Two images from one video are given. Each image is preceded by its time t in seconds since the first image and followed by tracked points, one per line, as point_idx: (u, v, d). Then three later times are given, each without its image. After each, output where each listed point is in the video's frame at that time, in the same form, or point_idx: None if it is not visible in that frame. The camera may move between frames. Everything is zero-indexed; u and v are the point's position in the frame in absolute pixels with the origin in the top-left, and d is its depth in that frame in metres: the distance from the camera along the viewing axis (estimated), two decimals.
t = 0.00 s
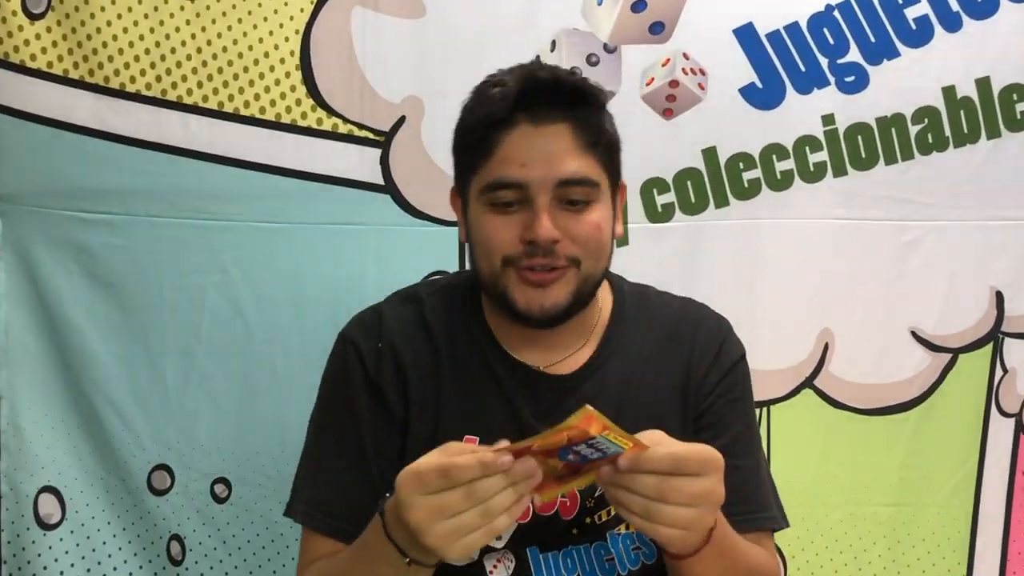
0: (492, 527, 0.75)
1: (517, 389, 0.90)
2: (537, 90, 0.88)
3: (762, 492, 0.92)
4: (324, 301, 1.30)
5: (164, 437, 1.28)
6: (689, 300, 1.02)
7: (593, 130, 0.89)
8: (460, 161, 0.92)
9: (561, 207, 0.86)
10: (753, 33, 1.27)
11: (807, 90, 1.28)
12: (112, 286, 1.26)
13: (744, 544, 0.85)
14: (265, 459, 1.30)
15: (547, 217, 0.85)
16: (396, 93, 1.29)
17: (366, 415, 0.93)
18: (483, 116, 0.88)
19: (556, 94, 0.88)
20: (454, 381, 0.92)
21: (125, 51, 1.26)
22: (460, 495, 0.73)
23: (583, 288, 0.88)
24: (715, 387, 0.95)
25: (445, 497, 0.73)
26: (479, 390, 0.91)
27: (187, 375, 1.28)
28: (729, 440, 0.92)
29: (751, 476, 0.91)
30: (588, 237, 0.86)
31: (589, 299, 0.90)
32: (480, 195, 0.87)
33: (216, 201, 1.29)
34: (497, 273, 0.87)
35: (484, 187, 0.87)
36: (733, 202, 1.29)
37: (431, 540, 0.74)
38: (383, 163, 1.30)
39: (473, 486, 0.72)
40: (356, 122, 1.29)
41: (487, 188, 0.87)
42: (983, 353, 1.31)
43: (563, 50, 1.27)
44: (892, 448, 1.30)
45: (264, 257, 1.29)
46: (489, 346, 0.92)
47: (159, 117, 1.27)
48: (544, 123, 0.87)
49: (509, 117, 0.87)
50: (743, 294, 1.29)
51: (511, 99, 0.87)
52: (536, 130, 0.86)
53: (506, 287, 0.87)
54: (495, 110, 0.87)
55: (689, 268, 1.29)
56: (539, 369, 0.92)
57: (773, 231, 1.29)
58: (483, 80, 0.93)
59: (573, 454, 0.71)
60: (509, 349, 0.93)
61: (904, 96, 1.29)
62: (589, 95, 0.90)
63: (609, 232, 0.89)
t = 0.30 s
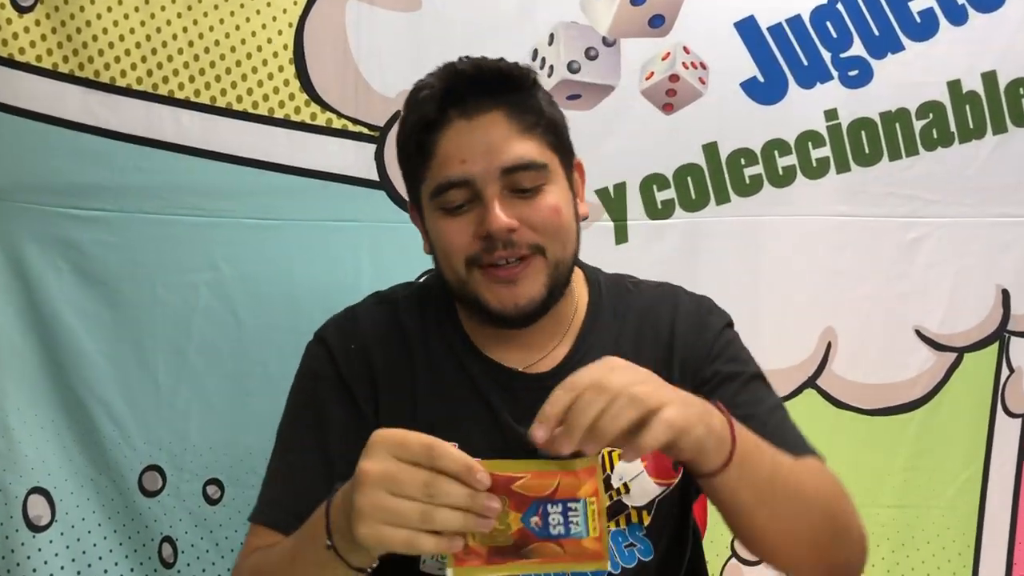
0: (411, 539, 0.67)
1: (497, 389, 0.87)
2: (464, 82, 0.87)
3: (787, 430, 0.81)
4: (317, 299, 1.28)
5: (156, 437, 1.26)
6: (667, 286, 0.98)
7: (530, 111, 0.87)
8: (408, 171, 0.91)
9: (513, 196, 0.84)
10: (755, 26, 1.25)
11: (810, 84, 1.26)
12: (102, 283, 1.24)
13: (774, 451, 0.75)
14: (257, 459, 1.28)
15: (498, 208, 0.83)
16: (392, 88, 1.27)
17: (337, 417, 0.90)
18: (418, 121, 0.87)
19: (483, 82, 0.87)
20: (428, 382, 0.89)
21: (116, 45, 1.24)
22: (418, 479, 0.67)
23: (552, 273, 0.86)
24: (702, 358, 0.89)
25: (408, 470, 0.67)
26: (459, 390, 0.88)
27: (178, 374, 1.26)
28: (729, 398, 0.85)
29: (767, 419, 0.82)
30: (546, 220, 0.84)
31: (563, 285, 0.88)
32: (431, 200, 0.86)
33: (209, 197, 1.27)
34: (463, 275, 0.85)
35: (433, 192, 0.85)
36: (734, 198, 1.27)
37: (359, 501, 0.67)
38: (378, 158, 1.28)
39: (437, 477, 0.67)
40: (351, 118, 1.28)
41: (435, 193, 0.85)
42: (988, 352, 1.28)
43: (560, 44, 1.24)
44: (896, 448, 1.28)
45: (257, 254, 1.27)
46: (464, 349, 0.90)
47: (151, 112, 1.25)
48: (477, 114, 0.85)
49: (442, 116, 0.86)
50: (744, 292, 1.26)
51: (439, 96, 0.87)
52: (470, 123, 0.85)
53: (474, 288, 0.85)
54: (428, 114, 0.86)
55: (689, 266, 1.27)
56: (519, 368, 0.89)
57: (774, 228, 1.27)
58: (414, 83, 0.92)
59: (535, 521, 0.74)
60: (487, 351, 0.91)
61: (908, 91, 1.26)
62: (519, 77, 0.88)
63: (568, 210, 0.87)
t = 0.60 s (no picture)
0: (364, 503, 0.61)
1: (488, 391, 0.86)
2: (428, 65, 0.89)
3: (780, 392, 0.76)
4: (312, 297, 1.26)
5: (151, 437, 1.24)
6: (660, 280, 0.96)
7: (496, 91, 0.89)
8: (385, 162, 0.93)
9: (481, 169, 0.85)
10: (756, 22, 1.24)
11: (813, 80, 1.25)
12: (97, 280, 1.23)
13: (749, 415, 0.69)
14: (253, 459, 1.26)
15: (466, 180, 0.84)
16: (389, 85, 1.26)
17: (324, 417, 0.88)
18: (388, 109, 0.91)
19: (449, 66, 0.90)
20: (417, 383, 0.88)
21: (109, 40, 1.22)
22: (400, 440, 0.60)
23: (526, 247, 0.85)
24: (690, 340, 0.86)
25: (402, 430, 0.61)
26: (452, 390, 0.87)
27: (173, 372, 1.24)
28: (718, 369, 0.80)
29: (758, 382, 0.77)
30: (513, 189, 0.84)
31: (540, 262, 0.87)
32: (404, 181, 0.87)
33: (204, 194, 1.25)
34: (436, 253, 0.85)
35: (404, 172, 0.87)
36: (736, 195, 1.25)
37: (342, 443, 0.62)
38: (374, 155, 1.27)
39: (422, 449, 0.60)
40: (348, 114, 1.27)
41: (406, 171, 0.86)
42: (993, 351, 1.27)
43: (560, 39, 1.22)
44: (900, 448, 1.26)
45: (252, 252, 1.26)
46: (452, 349, 0.88)
47: (145, 108, 1.24)
48: (442, 94, 0.87)
49: (410, 100, 0.89)
50: (746, 290, 1.25)
51: (406, 82, 0.89)
52: (435, 103, 0.87)
53: (447, 264, 0.84)
54: (396, 98, 0.90)
55: (690, 264, 1.25)
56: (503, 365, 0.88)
57: (776, 225, 1.25)
58: (388, 81, 0.96)
59: (489, 552, 0.61)
60: (472, 347, 0.90)
61: (912, 87, 1.25)
62: (485, 62, 0.91)
63: (539, 184, 0.87)
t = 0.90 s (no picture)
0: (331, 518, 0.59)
1: (481, 387, 0.84)
2: (430, 52, 0.88)
3: (779, 391, 0.75)
4: (307, 291, 1.25)
5: (144, 434, 1.22)
6: (656, 274, 0.94)
7: (499, 82, 0.88)
8: (383, 149, 0.92)
9: (481, 159, 0.83)
10: (756, 14, 1.23)
11: (813, 73, 1.23)
12: (89, 275, 1.21)
13: (754, 413, 0.67)
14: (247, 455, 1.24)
15: (466, 169, 0.82)
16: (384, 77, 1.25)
17: (316, 413, 0.87)
18: (388, 95, 0.89)
19: (451, 54, 0.88)
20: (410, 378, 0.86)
21: (101, 33, 1.21)
22: (372, 456, 0.59)
23: (525, 242, 0.83)
24: (687, 337, 0.84)
25: (373, 442, 0.59)
26: (444, 386, 0.85)
27: (166, 368, 1.23)
28: (716, 367, 0.79)
29: (757, 380, 0.76)
30: (513, 182, 0.82)
31: (539, 258, 0.85)
32: (402, 169, 0.86)
33: (198, 189, 1.24)
34: (433, 243, 0.84)
35: (403, 159, 0.85)
36: (734, 189, 1.24)
37: (314, 449, 0.60)
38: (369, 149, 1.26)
39: (394, 466, 0.59)
40: (342, 107, 1.26)
41: (404, 159, 0.85)
42: (995, 347, 1.25)
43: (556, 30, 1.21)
44: (901, 445, 1.25)
45: (246, 246, 1.24)
46: (444, 345, 0.87)
47: (137, 101, 1.22)
48: (444, 82, 0.86)
49: (410, 86, 0.87)
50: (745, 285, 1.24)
51: (407, 68, 0.88)
52: (437, 90, 0.86)
53: (444, 256, 0.83)
54: (397, 84, 0.88)
55: (688, 258, 1.24)
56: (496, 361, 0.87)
57: (775, 219, 1.24)
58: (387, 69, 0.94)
59: (476, 534, 0.64)
60: (464, 342, 0.89)
61: (913, 80, 1.24)
62: (488, 51, 0.90)
63: (539, 177, 0.85)
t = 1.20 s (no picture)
0: (359, 506, 0.58)
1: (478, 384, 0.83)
2: (424, 49, 0.87)
3: (779, 383, 0.74)
4: (303, 286, 1.24)
5: (139, 429, 1.21)
6: (655, 268, 0.93)
7: (495, 79, 0.87)
8: (378, 148, 0.91)
9: (479, 161, 0.82)
10: (755, 5, 1.22)
11: (813, 65, 1.22)
12: (83, 270, 1.20)
13: (741, 406, 0.66)
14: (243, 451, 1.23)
15: (464, 173, 0.81)
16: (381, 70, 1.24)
17: (310, 410, 0.86)
18: (382, 93, 0.88)
19: (445, 50, 0.87)
20: (405, 375, 0.86)
21: (94, 25, 1.20)
22: (402, 442, 0.58)
23: (524, 246, 0.83)
24: (685, 332, 0.83)
25: (397, 427, 0.59)
26: (441, 383, 0.85)
27: (161, 363, 1.22)
28: (715, 361, 0.78)
29: (756, 373, 0.74)
30: (512, 184, 0.82)
31: (538, 260, 0.85)
32: (398, 171, 0.85)
33: (194, 182, 1.23)
34: (432, 247, 0.83)
35: (399, 162, 0.84)
36: (734, 183, 1.23)
37: (338, 439, 0.60)
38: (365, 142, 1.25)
39: (425, 452, 0.58)
40: (338, 100, 1.25)
41: (401, 162, 0.84)
42: (996, 342, 1.25)
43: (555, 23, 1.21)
44: (900, 441, 1.24)
45: (242, 240, 1.24)
46: (442, 340, 0.86)
47: (132, 93, 1.21)
48: (439, 80, 0.85)
49: (404, 86, 0.86)
50: (744, 281, 1.23)
51: (400, 67, 0.86)
52: (431, 90, 0.84)
53: (443, 262, 0.83)
54: (391, 83, 0.87)
55: (686, 253, 1.23)
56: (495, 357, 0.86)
57: (774, 214, 1.23)
58: (379, 63, 0.93)
59: (438, 521, 0.62)
60: (463, 339, 0.88)
61: (914, 72, 1.22)
62: (483, 47, 0.88)
63: (538, 177, 0.85)
